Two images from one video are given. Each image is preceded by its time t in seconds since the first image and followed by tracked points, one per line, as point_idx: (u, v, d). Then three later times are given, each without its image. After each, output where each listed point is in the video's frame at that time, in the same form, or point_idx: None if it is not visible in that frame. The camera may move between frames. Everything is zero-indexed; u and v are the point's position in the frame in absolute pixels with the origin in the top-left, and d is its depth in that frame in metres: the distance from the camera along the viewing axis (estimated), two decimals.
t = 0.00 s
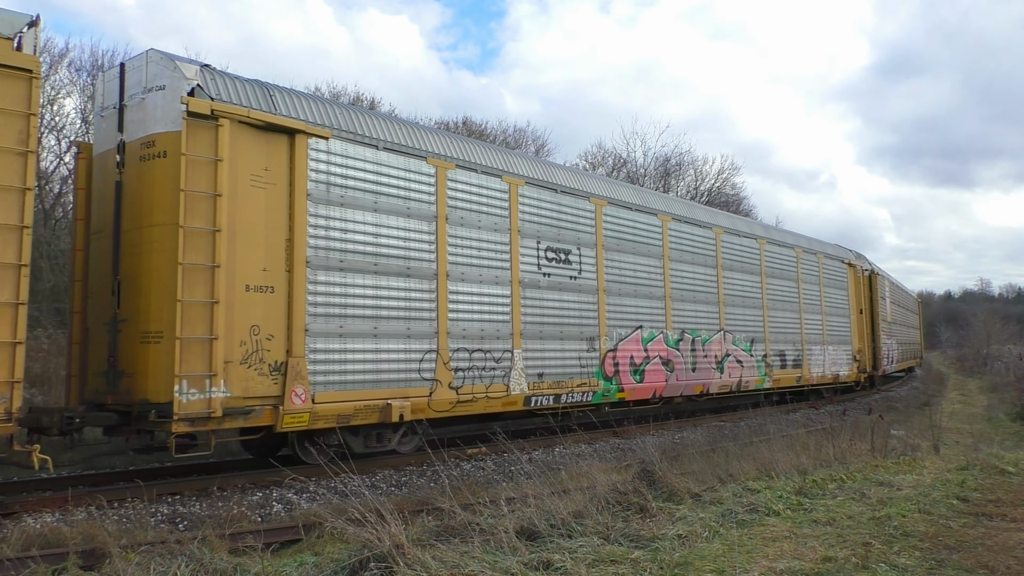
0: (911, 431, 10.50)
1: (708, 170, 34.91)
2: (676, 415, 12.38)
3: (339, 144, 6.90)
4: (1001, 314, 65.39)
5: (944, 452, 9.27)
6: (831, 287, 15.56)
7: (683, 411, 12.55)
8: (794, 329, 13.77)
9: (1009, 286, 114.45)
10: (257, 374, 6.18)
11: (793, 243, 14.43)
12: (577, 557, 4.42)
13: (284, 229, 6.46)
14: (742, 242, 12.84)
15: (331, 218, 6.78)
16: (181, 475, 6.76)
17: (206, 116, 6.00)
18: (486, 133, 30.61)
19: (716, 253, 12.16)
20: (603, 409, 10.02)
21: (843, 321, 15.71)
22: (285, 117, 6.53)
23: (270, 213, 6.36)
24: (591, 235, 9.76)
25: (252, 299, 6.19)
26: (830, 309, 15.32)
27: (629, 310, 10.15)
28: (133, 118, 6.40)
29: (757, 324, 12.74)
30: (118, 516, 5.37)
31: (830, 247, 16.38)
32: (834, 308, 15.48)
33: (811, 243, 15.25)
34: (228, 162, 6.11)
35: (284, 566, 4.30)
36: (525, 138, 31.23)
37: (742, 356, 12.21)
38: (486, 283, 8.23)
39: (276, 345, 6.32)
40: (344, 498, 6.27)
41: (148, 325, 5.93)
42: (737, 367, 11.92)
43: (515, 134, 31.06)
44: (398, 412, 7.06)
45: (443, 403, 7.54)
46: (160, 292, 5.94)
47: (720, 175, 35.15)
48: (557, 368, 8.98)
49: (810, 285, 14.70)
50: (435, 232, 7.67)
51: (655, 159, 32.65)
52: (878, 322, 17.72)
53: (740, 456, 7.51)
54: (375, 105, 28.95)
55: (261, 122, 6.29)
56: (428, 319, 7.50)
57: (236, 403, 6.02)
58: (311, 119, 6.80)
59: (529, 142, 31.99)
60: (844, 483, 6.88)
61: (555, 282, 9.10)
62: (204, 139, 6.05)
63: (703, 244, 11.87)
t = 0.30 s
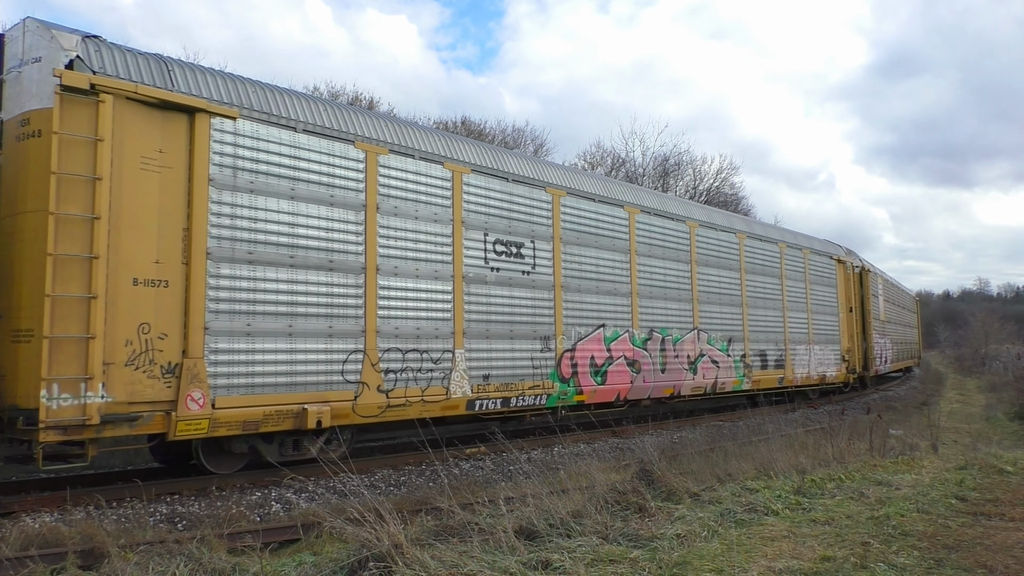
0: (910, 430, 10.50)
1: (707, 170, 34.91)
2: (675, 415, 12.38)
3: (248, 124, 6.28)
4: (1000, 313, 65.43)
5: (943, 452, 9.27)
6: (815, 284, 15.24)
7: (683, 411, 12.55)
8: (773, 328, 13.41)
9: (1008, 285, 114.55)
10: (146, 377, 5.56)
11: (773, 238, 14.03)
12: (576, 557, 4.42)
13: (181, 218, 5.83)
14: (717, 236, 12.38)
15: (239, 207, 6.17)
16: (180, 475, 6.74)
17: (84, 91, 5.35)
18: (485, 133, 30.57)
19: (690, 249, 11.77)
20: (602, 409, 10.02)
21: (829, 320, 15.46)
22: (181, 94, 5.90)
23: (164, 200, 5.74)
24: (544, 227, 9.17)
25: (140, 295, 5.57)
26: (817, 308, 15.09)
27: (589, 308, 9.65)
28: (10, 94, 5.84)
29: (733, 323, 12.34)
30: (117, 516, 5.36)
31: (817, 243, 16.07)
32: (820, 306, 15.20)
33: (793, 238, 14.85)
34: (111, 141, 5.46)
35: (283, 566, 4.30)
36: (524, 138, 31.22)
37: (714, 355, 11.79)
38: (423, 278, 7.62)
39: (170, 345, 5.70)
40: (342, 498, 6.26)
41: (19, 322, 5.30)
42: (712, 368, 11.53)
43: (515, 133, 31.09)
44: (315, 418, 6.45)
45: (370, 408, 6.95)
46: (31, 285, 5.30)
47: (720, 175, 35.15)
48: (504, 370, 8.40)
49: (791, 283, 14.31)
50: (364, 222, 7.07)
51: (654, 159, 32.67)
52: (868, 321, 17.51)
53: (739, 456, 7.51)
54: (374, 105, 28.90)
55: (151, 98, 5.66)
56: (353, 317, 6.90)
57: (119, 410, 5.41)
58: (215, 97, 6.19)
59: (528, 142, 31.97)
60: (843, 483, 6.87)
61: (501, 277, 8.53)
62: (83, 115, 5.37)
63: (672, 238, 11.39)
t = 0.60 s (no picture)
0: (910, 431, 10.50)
1: (708, 170, 34.92)
2: (676, 415, 12.39)
3: (141, 102, 5.68)
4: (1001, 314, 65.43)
5: (944, 452, 9.27)
6: (804, 282, 14.68)
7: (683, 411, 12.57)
8: (756, 327, 12.79)
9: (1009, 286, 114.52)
10: (12, 381, 4.94)
11: (757, 233, 13.39)
12: (577, 557, 4.42)
13: (56, 205, 5.23)
14: (693, 230, 11.73)
15: (130, 193, 5.59)
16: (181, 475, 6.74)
17: None
18: (485, 133, 30.57)
19: (661, 243, 11.10)
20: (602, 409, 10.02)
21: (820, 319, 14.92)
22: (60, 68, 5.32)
23: (36, 184, 5.14)
24: (494, 219, 8.53)
25: (7, 291, 4.95)
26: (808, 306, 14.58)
27: (546, 306, 9.04)
28: None
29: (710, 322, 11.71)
30: (118, 516, 5.37)
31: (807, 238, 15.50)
32: (810, 305, 14.65)
33: (779, 233, 14.22)
34: None
35: (283, 566, 4.30)
36: (525, 138, 31.24)
37: (689, 355, 11.15)
38: (351, 272, 6.99)
39: (42, 346, 5.09)
40: (343, 498, 6.26)
41: None
42: (685, 369, 10.86)
43: (515, 133, 31.08)
44: (217, 425, 5.85)
45: (286, 414, 6.35)
46: None
47: (720, 175, 35.17)
48: (446, 372, 7.80)
49: (776, 280, 13.69)
50: (281, 211, 6.49)
51: (654, 158, 32.68)
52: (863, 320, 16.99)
53: (739, 456, 7.51)
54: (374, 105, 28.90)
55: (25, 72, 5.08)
56: (266, 315, 6.31)
57: None
58: (103, 73, 5.62)
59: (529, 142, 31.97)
60: (844, 483, 6.87)
61: (445, 272, 7.89)
62: None
63: (643, 231, 10.75)
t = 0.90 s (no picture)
0: (909, 431, 10.51)
1: (706, 171, 34.96)
2: (674, 415, 12.41)
3: (5, 73, 5.07)
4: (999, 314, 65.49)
5: (941, 452, 9.27)
6: (786, 278, 14.03)
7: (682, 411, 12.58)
8: (732, 326, 12.12)
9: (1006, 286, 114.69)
10: None
11: (733, 227, 12.70)
12: (575, 557, 4.42)
13: None
14: (659, 223, 11.03)
15: None
16: (180, 475, 6.72)
17: None
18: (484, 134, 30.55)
19: (628, 237, 10.44)
20: (601, 409, 10.02)
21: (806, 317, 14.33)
22: None
23: None
24: (434, 208, 7.87)
25: None
26: (793, 304, 13.99)
27: (494, 303, 8.39)
28: None
29: (680, 320, 11.03)
30: (116, 516, 5.36)
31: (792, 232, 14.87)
32: (794, 302, 14.03)
33: (759, 227, 13.48)
34: None
35: (282, 566, 4.29)
36: (524, 138, 31.25)
37: (656, 356, 10.50)
38: (263, 264, 6.37)
39: None
40: (341, 498, 6.25)
41: None
42: (651, 370, 10.22)
43: (514, 133, 31.08)
44: (94, 432, 5.18)
45: (179, 421, 5.72)
46: None
47: (719, 175, 35.20)
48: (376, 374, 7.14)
49: (755, 276, 12.99)
50: (177, 197, 5.87)
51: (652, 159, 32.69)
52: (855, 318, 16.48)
53: (738, 456, 7.51)
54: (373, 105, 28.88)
55: None
56: (158, 312, 5.68)
57: None
58: None
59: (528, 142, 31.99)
60: (842, 483, 6.87)
61: (375, 265, 7.24)
62: None
63: (605, 223, 10.11)
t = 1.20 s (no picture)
0: (910, 431, 10.50)
1: (707, 171, 34.97)
2: (675, 414, 12.41)
3: None
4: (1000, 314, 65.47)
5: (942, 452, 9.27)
6: (768, 275, 13.38)
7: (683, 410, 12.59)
8: (706, 325, 11.45)
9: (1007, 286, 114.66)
10: None
11: (709, 220, 12.02)
12: (576, 557, 4.42)
13: None
14: (626, 214, 10.36)
15: None
16: (181, 475, 6.72)
17: None
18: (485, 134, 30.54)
19: (591, 229, 9.80)
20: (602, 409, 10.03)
21: (790, 315, 13.70)
22: None
23: None
24: (364, 196, 7.24)
25: None
26: (778, 301, 13.42)
27: (435, 299, 7.74)
28: None
29: (647, 319, 10.36)
30: (116, 516, 5.37)
31: (776, 227, 14.21)
32: (777, 299, 13.40)
33: (736, 221, 12.81)
34: None
35: (282, 566, 4.30)
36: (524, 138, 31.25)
37: (622, 355, 9.88)
38: (159, 256, 5.76)
39: None
40: (342, 498, 6.26)
41: None
42: (615, 371, 9.62)
43: (515, 133, 31.08)
44: None
45: (54, 427, 5.13)
46: None
47: (719, 175, 35.22)
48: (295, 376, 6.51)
49: (733, 272, 12.31)
50: (53, 181, 5.26)
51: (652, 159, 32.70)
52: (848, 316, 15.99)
53: (738, 456, 7.51)
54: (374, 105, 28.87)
55: None
56: (28, 307, 5.05)
57: None
58: None
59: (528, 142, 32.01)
60: (842, 483, 6.87)
61: (294, 258, 6.61)
62: None
63: (564, 215, 9.44)
